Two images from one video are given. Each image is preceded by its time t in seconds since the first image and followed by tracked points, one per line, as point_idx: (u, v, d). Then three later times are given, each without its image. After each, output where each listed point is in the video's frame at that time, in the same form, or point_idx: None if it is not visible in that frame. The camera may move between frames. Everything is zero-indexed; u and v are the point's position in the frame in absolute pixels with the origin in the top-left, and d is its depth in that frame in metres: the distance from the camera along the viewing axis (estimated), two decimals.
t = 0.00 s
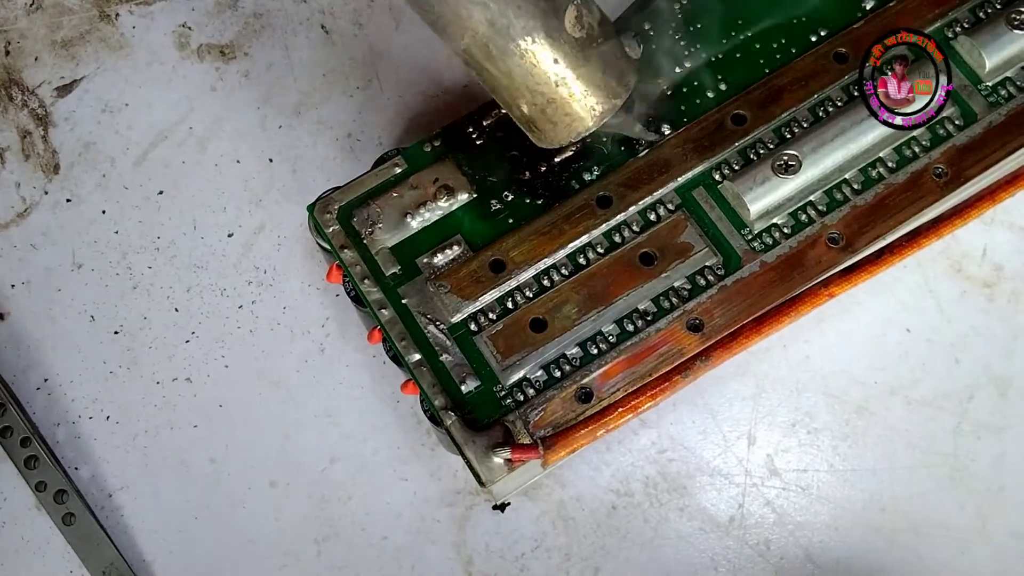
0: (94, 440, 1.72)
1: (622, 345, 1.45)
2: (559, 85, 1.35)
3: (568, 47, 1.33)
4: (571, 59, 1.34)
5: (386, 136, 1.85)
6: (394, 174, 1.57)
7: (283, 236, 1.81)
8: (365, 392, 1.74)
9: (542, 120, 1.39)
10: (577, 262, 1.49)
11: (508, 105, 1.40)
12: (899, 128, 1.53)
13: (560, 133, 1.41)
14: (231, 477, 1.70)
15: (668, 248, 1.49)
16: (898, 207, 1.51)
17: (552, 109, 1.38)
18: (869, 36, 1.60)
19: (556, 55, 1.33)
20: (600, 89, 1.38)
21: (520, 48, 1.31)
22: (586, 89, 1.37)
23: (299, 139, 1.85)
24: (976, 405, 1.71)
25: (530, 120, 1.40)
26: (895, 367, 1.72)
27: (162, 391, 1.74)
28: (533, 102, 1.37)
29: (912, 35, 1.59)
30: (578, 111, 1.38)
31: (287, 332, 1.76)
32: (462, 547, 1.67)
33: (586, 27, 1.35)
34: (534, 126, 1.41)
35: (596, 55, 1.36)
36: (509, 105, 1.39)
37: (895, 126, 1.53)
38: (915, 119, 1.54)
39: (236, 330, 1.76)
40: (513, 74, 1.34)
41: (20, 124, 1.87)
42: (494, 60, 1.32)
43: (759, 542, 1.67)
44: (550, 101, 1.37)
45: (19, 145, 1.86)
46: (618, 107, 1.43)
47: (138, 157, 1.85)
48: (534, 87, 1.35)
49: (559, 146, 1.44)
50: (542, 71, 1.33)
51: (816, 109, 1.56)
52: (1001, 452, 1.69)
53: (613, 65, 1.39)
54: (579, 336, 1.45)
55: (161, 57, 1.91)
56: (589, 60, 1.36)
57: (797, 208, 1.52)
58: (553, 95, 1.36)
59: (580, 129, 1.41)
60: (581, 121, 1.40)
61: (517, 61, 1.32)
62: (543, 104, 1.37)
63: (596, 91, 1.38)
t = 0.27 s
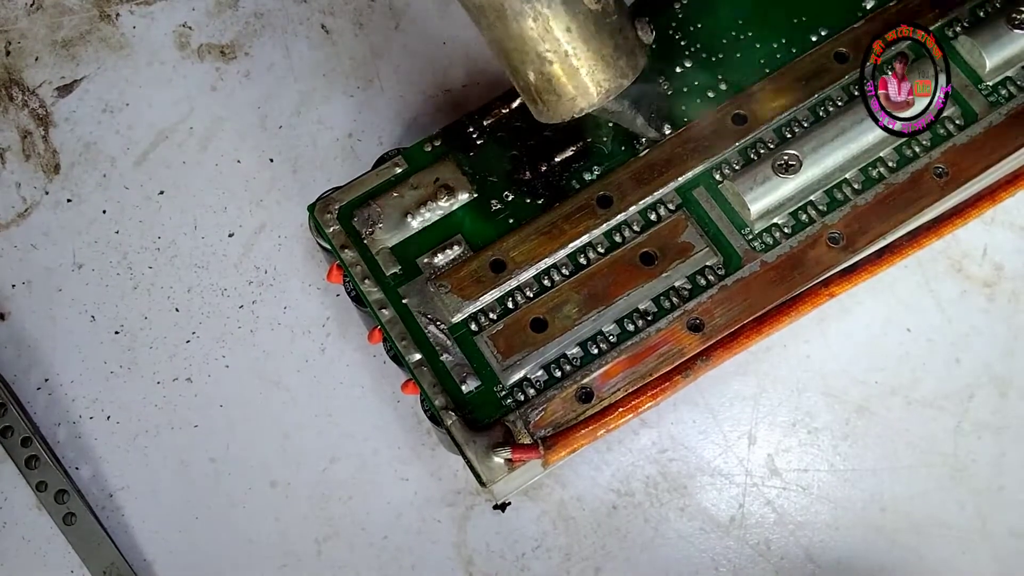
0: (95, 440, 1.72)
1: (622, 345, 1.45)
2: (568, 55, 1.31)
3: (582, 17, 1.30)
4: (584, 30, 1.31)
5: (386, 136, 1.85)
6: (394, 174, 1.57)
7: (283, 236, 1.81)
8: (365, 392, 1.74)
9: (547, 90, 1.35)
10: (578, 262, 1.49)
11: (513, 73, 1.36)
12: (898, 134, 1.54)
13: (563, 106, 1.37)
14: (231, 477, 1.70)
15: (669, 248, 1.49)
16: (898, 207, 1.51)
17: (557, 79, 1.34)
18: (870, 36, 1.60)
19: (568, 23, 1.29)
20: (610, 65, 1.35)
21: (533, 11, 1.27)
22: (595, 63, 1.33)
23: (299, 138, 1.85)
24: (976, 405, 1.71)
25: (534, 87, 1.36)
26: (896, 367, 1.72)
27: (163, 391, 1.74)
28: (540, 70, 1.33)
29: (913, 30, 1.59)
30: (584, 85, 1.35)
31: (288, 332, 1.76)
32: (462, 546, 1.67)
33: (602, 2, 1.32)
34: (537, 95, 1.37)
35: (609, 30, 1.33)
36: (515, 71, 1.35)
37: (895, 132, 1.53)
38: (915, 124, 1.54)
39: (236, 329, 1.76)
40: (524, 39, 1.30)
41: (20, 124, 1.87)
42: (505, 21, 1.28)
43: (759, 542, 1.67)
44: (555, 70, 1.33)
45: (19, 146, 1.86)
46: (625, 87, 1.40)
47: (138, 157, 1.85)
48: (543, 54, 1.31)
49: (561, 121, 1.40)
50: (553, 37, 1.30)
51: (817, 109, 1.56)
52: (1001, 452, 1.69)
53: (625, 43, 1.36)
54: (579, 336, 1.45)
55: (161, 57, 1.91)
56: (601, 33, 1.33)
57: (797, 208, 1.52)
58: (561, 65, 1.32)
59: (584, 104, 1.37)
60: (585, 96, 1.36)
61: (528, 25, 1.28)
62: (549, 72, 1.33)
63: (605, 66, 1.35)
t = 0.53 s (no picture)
0: (95, 440, 1.72)
1: (622, 345, 1.45)
2: (569, 52, 1.31)
3: (585, 16, 1.29)
4: (587, 30, 1.30)
5: (386, 136, 1.85)
6: (394, 173, 1.57)
7: (283, 236, 1.81)
8: (365, 392, 1.74)
9: (546, 84, 1.36)
10: (578, 262, 1.49)
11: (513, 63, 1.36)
12: (898, 139, 1.51)
13: (559, 101, 1.38)
14: (231, 477, 1.70)
15: (669, 247, 1.49)
16: (898, 207, 1.51)
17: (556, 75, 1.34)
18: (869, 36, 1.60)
19: (572, 21, 1.29)
20: (610, 64, 1.35)
21: (536, 7, 1.26)
22: (595, 62, 1.33)
23: (299, 138, 1.85)
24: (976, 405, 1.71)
25: (533, 79, 1.36)
26: (896, 367, 1.72)
27: (162, 391, 1.74)
28: (539, 65, 1.33)
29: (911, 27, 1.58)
30: (582, 84, 1.35)
31: (288, 332, 1.76)
32: (462, 546, 1.67)
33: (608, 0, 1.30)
34: (535, 87, 1.37)
35: (612, 29, 1.33)
36: (515, 62, 1.35)
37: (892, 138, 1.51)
38: (914, 130, 1.51)
39: (236, 329, 1.76)
40: (526, 33, 1.29)
41: (20, 123, 1.87)
42: (508, 15, 1.27)
43: (759, 542, 1.67)
44: (554, 68, 1.33)
45: (19, 145, 1.86)
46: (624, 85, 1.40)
47: (138, 156, 1.85)
48: (544, 49, 1.31)
49: (555, 114, 1.41)
50: (555, 34, 1.29)
51: (816, 109, 1.56)
52: (1001, 451, 1.69)
53: (627, 43, 1.36)
54: (579, 336, 1.45)
55: (161, 57, 1.91)
56: (605, 32, 1.32)
57: (797, 208, 1.52)
58: (561, 62, 1.32)
59: (581, 102, 1.38)
60: (583, 93, 1.36)
61: (531, 20, 1.27)
62: (549, 68, 1.33)
63: (604, 67, 1.35)
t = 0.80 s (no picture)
0: (95, 440, 1.72)
1: (622, 345, 1.45)
2: (572, 53, 1.31)
3: (589, 17, 1.29)
4: (590, 30, 1.30)
5: (386, 137, 1.85)
6: (394, 174, 1.57)
7: (283, 236, 1.81)
8: (365, 392, 1.74)
9: (550, 85, 1.36)
10: (578, 263, 1.49)
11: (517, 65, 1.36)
12: (897, 143, 1.52)
13: (564, 103, 1.38)
14: (231, 477, 1.70)
15: (669, 248, 1.49)
16: (898, 207, 1.51)
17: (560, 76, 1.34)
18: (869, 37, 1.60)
19: (575, 22, 1.29)
20: (613, 66, 1.34)
21: (540, 8, 1.27)
22: (599, 63, 1.33)
23: (299, 139, 1.85)
24: (976, 405, 1.71)
25: (537, 81, 1.37)
26: (896, 367, 1.72)
27: (163, 391, 1.74)
28: (542, 66, 1.33)
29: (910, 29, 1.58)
30: (586, 85, 1.35)
31: (288, 332, 1.76)
32: (462, 547, 1.67)
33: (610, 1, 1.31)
34: (539, 88, 1.38)
35: (616, 31, 1.33)
36: (518, 64, 1.35)
37: (892, 141, 1.52)
38: (915, 132, 1.52)
39: (236, 330, 1.76)
40: (530, 34, 1.30)
41: (21, 124, 1.87)
42: (511, 15, 1.28)
43: (759, 542, 1.67)
44: (557, 68, 1.33)
45: (19, 146, 1.86)
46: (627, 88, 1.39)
47: (139, 157, 1.85)
48: (547, 50, 1.31)
49: (560, 117, 1.41)
50: (558, 35, 1.30)
51: (816, 109, 1.56)
52: (1002, 452, 1.69)
53: (630, 44, 1.36)
54: (580, 336, 1.45)
55: (162, 58, 1.91)
56: (608, 33, 1.32)
57: (797, 209, 1.52)
58: (564, 63, 1.33)
59: (585, 104, 1.38)
60: (586, 95, 1.36)
61: (534, 21, 1.28)
62: (552, 69, 1.33)
63: (608, 68, 1.34)
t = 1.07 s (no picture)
0: (95, 441, 1.72)
1: (622, 346, 1.45)
2: (571, 53, 1.31)
3: (587, 17, 1.29)
4: (589, 30, 1.30)
5: (386, 137, 1.85)
6: (394, 174, 1.57)
7: (283, 236, 1.81)
8: (365, 392, 1.74)
9: (549, 85, 1.35)
10: (578, 263, 1.49)
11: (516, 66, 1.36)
12: (893, 139, 1.51)
13: (563, 104, 1.37)
14: (231, 477, 1.70)
15: (669, 248, 1.49)
16: (898, 207, 1.51)
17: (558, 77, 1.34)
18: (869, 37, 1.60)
19: (574, 22, 1.29)
20: (613, 66, 1.34)
21: (539, 8, 1.26)
22: (598, 63, 1.33)
23: (299, 139, 1.85)
24: (976, 405, 1.71)
25: (535, 82, 1.36)
26: (896, 367, 1.72)
27: (163, 391, 1.74)
28: (541, 67, 1.33)
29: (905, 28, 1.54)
30: (585, 85, 1.35)
31: (288, 332, 1.76)
32: (463, 547, 1.67)
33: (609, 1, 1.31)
34: (538, 89, 1.37)
35: (615, 31, 1.33)
36: (517, 64, 1.35)
37: (892, 138, 1.51)
38: (915, 130, 1.51)
39: (237, 330, 1.76)
40: (529, 34, 1.29)
41: (21, 124, 1.87)
42: (510, 15, 1.27)
43: (759, 542, 1.67)
44: (557, 69, 1.33)
45: (19, 146, 1.86)
46: (626, 88, 1.39)
47: (139, 157, 1.85)
48: (546, 51, 1.31)
49: (559, 118, 1.41)
50: (557, 36, 1.29)
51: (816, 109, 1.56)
52: (1002, 452, 1.69)
53: (629, 43, 1.36)
54: (580, 336, 1.45)
55: (162, 58, 1.91)
56: (607, 33, 1.32)
57: (797, 209, 1.52)
58: (563, 63, 1.32)
59: (583, 104, 1.37)
60: (585, 95, 1.35)
61: (533, 22, 1.28)
62: (551, 69, 1.33)
63: (607, 69, 1.34)
